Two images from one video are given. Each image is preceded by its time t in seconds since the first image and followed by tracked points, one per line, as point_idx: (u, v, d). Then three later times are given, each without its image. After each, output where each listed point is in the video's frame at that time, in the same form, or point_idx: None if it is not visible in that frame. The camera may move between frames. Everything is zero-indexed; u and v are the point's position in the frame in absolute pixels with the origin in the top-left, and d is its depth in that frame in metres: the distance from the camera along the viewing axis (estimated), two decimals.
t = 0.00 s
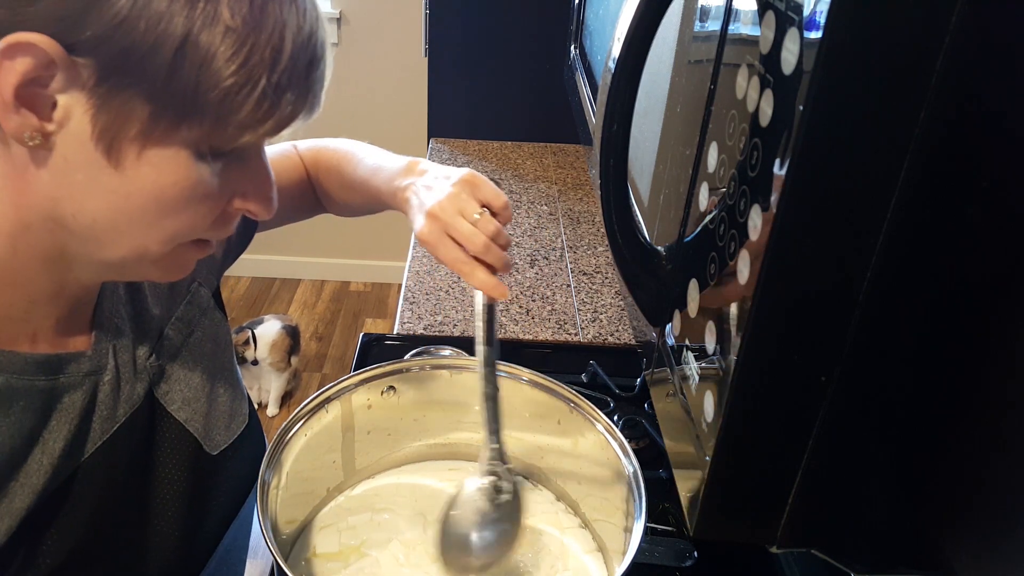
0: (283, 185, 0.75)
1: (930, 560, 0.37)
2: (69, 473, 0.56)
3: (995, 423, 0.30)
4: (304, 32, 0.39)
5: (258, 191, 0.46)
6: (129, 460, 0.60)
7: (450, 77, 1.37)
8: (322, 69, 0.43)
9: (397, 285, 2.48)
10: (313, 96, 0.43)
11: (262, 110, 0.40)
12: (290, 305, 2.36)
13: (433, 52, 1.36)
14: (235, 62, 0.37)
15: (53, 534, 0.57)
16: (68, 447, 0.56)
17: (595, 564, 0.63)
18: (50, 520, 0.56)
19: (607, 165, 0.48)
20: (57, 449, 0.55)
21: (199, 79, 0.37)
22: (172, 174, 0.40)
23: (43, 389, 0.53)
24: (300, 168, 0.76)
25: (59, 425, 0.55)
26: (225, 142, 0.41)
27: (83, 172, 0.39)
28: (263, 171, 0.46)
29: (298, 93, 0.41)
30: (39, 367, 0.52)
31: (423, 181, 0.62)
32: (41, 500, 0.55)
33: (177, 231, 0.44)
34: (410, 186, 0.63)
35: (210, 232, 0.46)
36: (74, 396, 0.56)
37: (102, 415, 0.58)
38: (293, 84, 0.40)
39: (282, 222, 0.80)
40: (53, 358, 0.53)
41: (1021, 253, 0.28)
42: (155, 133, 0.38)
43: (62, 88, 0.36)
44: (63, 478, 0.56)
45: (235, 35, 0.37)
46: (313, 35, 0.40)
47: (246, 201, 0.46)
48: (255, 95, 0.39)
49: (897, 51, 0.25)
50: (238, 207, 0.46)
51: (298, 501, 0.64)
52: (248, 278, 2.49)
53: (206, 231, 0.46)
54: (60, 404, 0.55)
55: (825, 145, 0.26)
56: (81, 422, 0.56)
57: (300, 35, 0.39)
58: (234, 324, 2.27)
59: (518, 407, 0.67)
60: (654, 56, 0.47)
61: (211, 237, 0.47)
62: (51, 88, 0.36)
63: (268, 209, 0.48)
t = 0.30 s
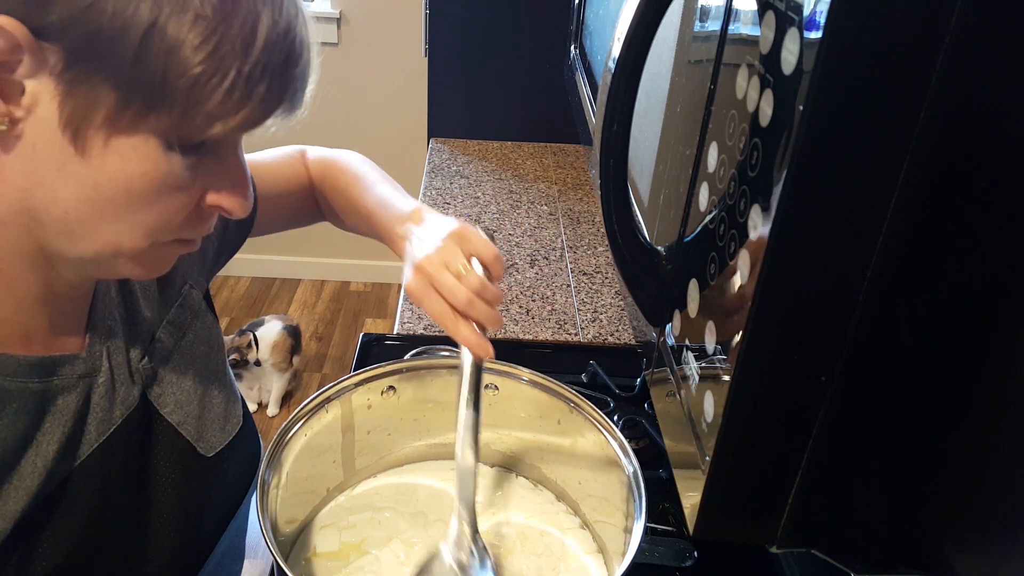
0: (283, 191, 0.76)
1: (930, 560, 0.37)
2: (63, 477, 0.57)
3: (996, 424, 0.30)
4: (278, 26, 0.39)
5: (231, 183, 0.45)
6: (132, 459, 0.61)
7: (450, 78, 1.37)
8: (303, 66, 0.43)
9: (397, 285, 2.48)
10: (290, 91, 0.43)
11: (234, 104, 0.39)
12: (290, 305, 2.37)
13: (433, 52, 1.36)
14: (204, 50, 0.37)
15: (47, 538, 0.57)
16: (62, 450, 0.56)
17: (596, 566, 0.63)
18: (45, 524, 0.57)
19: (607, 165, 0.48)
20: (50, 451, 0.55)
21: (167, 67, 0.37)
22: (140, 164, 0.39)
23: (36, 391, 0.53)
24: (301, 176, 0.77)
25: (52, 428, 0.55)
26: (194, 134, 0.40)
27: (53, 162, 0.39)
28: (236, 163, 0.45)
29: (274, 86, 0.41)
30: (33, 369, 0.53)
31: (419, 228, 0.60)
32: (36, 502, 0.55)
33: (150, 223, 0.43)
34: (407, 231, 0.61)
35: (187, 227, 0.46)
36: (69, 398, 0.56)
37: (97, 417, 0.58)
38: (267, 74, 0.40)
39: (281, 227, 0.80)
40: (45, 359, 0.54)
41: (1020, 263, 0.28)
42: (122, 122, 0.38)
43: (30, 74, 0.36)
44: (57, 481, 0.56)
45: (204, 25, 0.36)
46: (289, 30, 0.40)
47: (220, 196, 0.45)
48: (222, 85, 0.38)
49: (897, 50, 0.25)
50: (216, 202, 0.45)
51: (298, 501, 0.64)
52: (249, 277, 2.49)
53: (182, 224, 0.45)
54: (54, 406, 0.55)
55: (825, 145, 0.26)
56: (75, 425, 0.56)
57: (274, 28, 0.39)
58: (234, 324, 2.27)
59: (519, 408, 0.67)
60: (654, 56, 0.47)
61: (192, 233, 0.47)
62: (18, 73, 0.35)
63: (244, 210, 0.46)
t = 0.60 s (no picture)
0: (315, 198, 0.75)
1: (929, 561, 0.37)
2: (58, 480, 0.57)
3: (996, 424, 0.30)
4: (269, 11, 0.40)
5: (230, 171, 0.45)
6: (132, 459, 0.61)
7: (450, 78, 1.37)
8: (295, 55, 0.43)
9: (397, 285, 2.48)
10: (282, 80, 0.43)
11: (229, 87, 0.39)
12: (290, 305, 2.37)
13: (433, 52, 1.36)
14: (196, 35, 0.37)
15: (42, 540, 0.57)
16: (58, 453, 0.56)
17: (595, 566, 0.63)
18: (40, 526, 0.57)
19: (607, 165, 0.48)
20: (46, 454, 0.55)
21: (161, 53, 0.37)
22: (138, 152, 0.39)
23: (33, 394, 0.54)
24: (340, 185, 0.76)
25: (48, 431, 0.55)
26: (191, 122, 0.40)
27: (50, 155, 0.39)
28: (234, 150, 0.45)
29: (268, 72, 0.41)
30: (28, 373, 0.53)
31: (478, 284, 0.58)
32: (30, 505, 0.55)
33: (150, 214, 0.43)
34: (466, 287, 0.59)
35: (186, 215, 0.46)
36: (66, 401, 0.56)
37: (94, 421, 0.58)
38: (261, 58, 0.40)
39: (309, 234, 0.79)
40: (43, 362, 0.54)
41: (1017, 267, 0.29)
42: (117, 111, 0.38)
43: (23, 67, 0.36)
44: (52, 485, 0.56)
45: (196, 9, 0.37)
46: (279, 16, 0.41)
47: (220, 184, 0.45)
48: (217, 67, 0.38)
49: (896, 50, 0.25)
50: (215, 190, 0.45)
51: (298, 501, 0.64)
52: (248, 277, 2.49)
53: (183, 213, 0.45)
54: (51, 409, 0.55)
55: (825, 145, 0.26)
56: (72, 429, 0.56)
57: (264, 13, 0.39)
58: (234, 324, 2.27)
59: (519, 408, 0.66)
60: (654, 56, 0.47)
61: (190, 223, 0.47)
62: (13, 67, 0.36)
63: (244, 200, 0.47)
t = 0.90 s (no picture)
0: (324, 202, 0.73)
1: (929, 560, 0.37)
2: (61, 480, 0.57)
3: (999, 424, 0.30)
4: (274, 13, 0.39)
5: (235, 176, 0.45)
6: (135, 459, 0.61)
7: (450, 77, 1.37)
8: (301, 56, 0.43)
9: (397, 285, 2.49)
10: (287, 82, 0.43)
11: (234, 91, 0.39)
12: (290, 305, 2.37)
13: (433, 52, 1.36)
14: (200, 39, 0.37)
15: (45, 541, 0.57)
16: (61, 453, 0.56)
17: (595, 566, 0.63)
18: (44, 526, 0.57)
19: (607, 165, 0.48)
20: (49, 455, 0.55)
21: (165, 56, 0.37)
22: (143, 156, 0.39)
23: (35, 395, 0.54)
24: (355, 194, 0.74)
25: (52, 431, 0.55)
26: (196, 126, 0.40)
27: (56, 158, 0.39)
28: (239, 154, 0.45)
29: (273, 74, 0.41)
30: (33, 373, 0.53)
31: (503, 321, 0.54)
32: (34, 506, 0.55)
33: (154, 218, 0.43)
34: (486, 321, 0.55)
35: (190, 219, 0.45)
36: (68, 402, 0.56)
37: (97, 421, 0.58)
38: (267, 61, 0.40)
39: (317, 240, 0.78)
40: (45, 364, 0.54)
41: (1015, 269, 0.29)
42: (122, 114, 0.38)
43: (29, 70, 0.36)
44: (55, 485, 0.56)
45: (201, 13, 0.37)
46: (285, 18, 0.40)
47: (225, 187, 0.45)
48: (221, 71, 0.38)
49: (897, 50, 0.25)
50: (220, 194, 0.45)
51: (298, 501, 0.64)
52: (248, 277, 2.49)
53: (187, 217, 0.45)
54: (54, 409, 0.55)
55: (826, 145, 0.26)
56: (75, 429, 0.56)
57: (269, 16, 0.39)
58: (234, 324, 2.27)
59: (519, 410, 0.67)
60: (654, 56, 0.47)
61: (193, 227, 0.47)
62: (17, 70, 0.36)
63: (248, 203, 0.47)
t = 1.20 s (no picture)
0: (325, 205, 0.73)
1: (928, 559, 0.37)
2: (61, 482, 0.57)
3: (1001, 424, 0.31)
4: (276, 15, 0.40)
5: (237, 177, 0.45)
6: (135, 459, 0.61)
7: (450, 77, 1.37)
8: (301, 58, 0.43)
9: (397, 285, 2.48)
10: (289, 84, 0.43)
11: (237, 93, 0.39)
12: (290, 305, 2.37)
13: (433, 52, 1.36)
14: (204, 42, 0.37)
15: (44, 542, 0.56)
16: (61, 455, 0.56)
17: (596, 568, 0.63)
18: (44, 528, 0.57)
19: (607, 165, 0.48)
20: (48, 457, 0.55)
21: (169, 58, 0.37)
22: (145, 159, 0.39)
23: (34, 397, 0.54)
24: (357, 199, 0.74)
25: (50, 434, 0.55)
26: (199, 128, 0.40)
27: (58, 161, 0.39)
28: (240, 155, 0.45)
29: (275, 77, 0.41)
30: (31, 375, 0.53)
31: (513, 336, 0.54)
32: (33, 508, 0.55)
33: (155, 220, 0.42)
34: (492, 334, 0.55)
35: (190, 221, 0.45)
36: (67, 404, 0.56)
37: (96, 423, 0.58)
38: (269, 63, 0.40)
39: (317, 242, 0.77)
40: (45, 367, 0.54)
41: (1014, 269, 0.29)
42: (126, 118, 0.38)
43: (33, 74, 0.36)
44: (54, 487, 0.56)
45: (206, 17, 0.37)
46: (287, 20, 0.40)
47: (226, 188, 0.45)
48: (224, 75, 0.38)
49: (897, 50, 0.25)
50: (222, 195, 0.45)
51: (297, 502, 0.64)
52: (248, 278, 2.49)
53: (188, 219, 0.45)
54: (52, 411, 0.55)
55: (826, 145, 0.26)
56: (74, 431, 0.57)
57: (272, 19, 0.39)
58: (234, 324, 2.27)
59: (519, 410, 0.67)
60: (653, 56, 0.47)
61: (193, 229, 0.46)
62: (20, 74, 0.36)
63: (250, 203, 0.46)
